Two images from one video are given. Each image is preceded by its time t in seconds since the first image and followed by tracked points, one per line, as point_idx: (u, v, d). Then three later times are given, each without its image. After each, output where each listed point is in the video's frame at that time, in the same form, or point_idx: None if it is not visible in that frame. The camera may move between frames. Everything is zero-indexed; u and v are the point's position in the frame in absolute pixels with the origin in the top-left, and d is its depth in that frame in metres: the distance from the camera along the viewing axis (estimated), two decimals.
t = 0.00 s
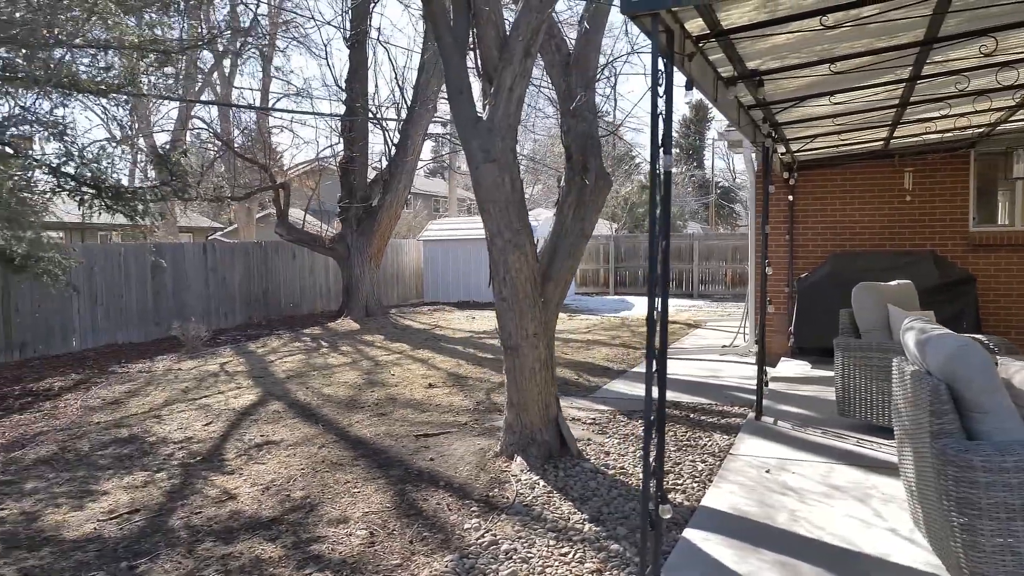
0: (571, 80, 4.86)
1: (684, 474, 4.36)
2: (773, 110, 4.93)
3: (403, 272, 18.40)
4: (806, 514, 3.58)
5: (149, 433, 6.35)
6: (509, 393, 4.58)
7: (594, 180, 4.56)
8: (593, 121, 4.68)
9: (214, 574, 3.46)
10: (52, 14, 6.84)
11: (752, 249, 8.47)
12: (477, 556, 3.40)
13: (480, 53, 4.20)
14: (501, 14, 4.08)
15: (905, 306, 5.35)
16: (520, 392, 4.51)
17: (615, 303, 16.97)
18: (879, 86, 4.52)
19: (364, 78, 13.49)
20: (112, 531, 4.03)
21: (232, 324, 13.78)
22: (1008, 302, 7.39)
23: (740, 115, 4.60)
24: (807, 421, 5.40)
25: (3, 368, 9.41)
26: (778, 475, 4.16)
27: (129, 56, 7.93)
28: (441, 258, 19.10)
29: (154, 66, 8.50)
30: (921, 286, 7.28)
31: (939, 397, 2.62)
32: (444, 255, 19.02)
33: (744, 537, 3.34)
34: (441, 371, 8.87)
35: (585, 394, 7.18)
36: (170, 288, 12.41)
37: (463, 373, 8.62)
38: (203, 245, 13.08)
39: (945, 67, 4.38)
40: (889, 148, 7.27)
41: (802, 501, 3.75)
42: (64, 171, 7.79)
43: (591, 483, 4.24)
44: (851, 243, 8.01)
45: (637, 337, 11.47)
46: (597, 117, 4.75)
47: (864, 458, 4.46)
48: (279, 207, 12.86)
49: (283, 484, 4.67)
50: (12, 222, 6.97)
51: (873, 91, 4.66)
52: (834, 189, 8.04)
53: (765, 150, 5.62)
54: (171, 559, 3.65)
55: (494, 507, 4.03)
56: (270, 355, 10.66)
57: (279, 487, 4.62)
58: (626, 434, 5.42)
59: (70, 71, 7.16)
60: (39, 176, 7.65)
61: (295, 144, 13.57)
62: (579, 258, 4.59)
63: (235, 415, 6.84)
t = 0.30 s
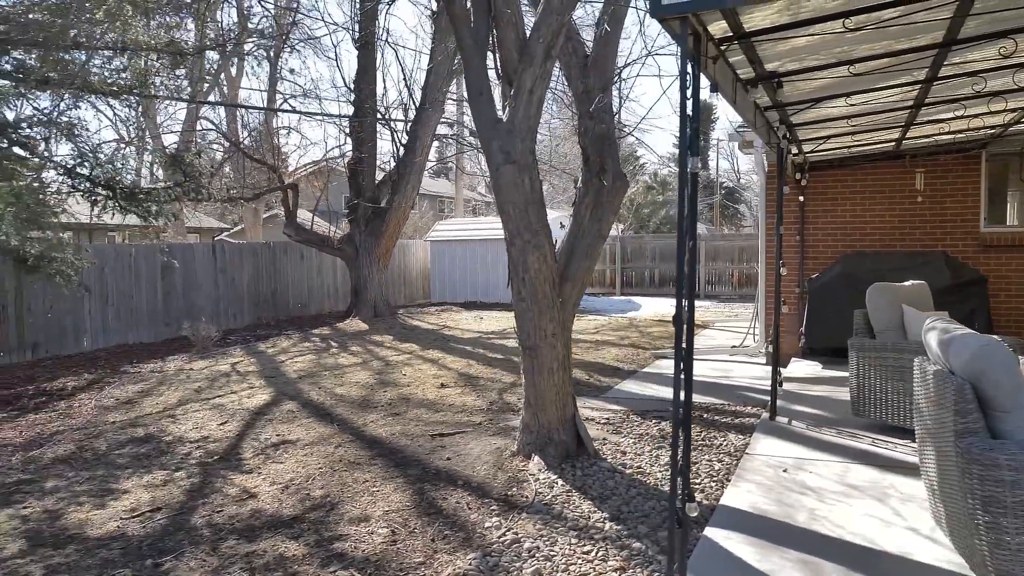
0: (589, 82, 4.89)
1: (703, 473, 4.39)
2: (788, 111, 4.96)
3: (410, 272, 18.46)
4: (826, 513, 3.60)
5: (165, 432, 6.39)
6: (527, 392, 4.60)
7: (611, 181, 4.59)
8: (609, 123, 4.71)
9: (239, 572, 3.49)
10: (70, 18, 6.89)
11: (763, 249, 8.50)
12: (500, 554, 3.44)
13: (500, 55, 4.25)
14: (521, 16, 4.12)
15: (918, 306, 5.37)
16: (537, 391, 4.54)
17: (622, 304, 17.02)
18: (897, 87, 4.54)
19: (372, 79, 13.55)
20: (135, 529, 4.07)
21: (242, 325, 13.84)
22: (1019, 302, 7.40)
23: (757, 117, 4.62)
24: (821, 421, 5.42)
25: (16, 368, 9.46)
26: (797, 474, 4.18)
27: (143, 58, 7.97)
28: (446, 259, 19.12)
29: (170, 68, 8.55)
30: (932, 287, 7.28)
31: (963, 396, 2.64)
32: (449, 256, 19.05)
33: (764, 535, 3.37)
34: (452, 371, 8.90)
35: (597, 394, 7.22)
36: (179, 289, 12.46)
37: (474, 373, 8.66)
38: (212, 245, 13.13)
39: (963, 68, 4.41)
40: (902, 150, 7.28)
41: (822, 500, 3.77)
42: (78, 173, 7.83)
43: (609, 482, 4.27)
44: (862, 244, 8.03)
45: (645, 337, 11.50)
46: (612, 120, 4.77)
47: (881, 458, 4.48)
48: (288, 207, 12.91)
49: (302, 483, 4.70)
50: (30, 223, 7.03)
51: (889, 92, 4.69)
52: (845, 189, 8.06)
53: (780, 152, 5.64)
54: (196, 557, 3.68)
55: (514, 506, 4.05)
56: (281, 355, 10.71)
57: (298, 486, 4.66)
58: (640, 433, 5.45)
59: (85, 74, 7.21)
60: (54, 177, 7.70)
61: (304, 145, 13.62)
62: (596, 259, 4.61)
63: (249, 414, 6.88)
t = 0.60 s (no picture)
0: (609, 83, 4.92)
1: (724, 472, 4.41)
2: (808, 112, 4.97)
3: (421, 272, 18.52)
4: (849, 513, 3.62)
5: (186, 431, 6.46)
6: (548, 392, 4.63)
7: (632, 181, 4.62)
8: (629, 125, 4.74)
9: (269, 569, 3.54)
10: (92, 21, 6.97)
11: (778, 249, 8.50)
12: (525, 552, 3.47)
13: (523, 57, 4.30)
14: (544, 18, 4.18)
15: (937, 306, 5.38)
16: (559, 391, 4.57)
17: (633, 304, 17.04)
18: (917, 88, 4.56)
19: (385, 81, 13.61)
20: (163, 526, 4.12)
21: (256, 325, 13.92)
22: None
23: (777, 118, 4.64)
24: (840, 422, 5.43)
25: (36, 368, 9.55)
26: (818, 474, 4.20)
27: (162, 59, 8.03)
28: (457, 259, 19.16)
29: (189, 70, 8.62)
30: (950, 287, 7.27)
31: (992, 396, 2.66)
32: (461, 256, 19.09)
33: (788, 534, 3.39)
34: (468, 371, 8.93)
35: (613, 394, 7.24)
36: (195, 289, 12.55)
37: (489, 373, 8.70)
38: (227, 246, 13.22)
39: (984, 69, 4.42)
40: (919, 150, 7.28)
41: (844, 500, 3.79)
42: (99, 174, 7.90)
43: (631, 481, 4.29)
44: (878, 244, 8.02)
45: (659, 337, 11.51)
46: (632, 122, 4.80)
47: (902, 458, 4.49)
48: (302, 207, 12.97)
49: (325, 481, 4.75)
50: (52, 224, 7.11)
51: (910, 92, 4.70)
52: (860, 190, 8.06)
53: (798, 152, 5.65)
54: (224, 554, 3.73)
55: (537, 505, 4.08)
56: (296, 355, 10.77)
57: (321, 484, 4.70)
58: (658, 433, 5.47)
59: (106, 76, 7.24)
60: (75, 179, 7.78)
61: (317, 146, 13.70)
62: (617, 259, 4.63)
63: (268, 414, 6.93)
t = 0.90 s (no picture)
0: (632, 83, 4.95)
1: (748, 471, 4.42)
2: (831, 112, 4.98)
3: (437, 272, 18.59)
4: (876, 512, 3.62)
5: (210, 429, 6.53)
6: (571, 391, 4.66)
7: (655, 181, 4.64)
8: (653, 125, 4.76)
9: (300, 564, 3.59)
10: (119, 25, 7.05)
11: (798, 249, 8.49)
12: (553, 549, 3.50)
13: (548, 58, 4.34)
14: (570, 20, 4.24)
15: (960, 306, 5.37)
16: (582, 390, 4.59)
17: (648, 304, 17.07)
18: (942, 87, 4.56)
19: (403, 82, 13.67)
20: (193, 522, 4.18)
21: (274, 324, 14.02)
22: None
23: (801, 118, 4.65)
24: (862, 421, 5.42)
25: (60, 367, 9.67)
26: (843, 473, 4.20)
27: (184, 62, 8.09)
28: (471, 259, 19.21)
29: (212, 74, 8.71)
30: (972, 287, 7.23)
31: None
32: (475, 256, 19.14)
33: (815, 532, 3.40)
34: (486, 370, 8.97)
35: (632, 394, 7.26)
36: (214, 289, 12.66)
37: (508, 372, 8.74)
38: (245, 246, 13.33)
39: (1010, 67, 4.41)
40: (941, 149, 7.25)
41: (870, 499, 3.79)
42: (123, 176, 7.99)
43: (655, 480, 4.31)
44: (898, 243, 8.00)
45: (676, 337, 11.50)
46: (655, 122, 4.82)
47: (926, 458, 4.48)
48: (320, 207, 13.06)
49: (351, 479, 4.80)
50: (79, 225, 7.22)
51: (934, 92, 4.70)
52: (880, 189, 8.04)
53: (820, 152, 5.65)
54: (255, 550, 3.79)
55: (562, 503, 4.11)
56: (315, 354, 10.85)
57: (347, 482, 4.75)
58: (680, 433, 5.48)
59: (132, 80, 7.31)
60: (100, 181, 7.88)
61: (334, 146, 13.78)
62: (640, 259, 4.65)
63: (291, 412, 7.00)
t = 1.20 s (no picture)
0: (656, 83, 4.97)
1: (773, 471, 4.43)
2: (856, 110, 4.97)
3: (455, 272, 18.65)
4: (905, 511, 3.62)
5: (236, 427, 6.61)
6: (596, 389, 4.67)
7: (679, 180, 4.65)
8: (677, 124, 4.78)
9: (330, 559, 3.64)
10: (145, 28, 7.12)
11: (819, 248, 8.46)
12: (581, 546, 3.53)
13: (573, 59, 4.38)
14: (595, 21, 4.26)
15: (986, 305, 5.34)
16: (607, 389, 4.61)
17: (665, 304, 17.10)
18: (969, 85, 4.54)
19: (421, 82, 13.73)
20: (224, 518, 4.24)
21: (294, 324, 14.13)
22: None
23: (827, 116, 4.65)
24: (888, 421, 5.41)
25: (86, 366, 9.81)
26: (870, 472, 4.20)
27: (208, 64, 8.15)
28: (489, 259, 19.26)
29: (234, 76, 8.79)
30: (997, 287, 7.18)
31: None
32: (493, 256, 19.18)
33: (844, 531, 3.41)
34: (507, 370, 9.01)
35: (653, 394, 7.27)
36: (235, 288, 12.79)
37: (528, 372, 8.77)
38: (266, 247, 13.45)
39: None
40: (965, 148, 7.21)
41: (898, 498, 3.79)
42: (149, 176, 8.09)
43: (680, 479, 4.33)
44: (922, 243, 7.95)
45: (695, 337, 11.49)
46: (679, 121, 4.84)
47: (954, 458, 4.46)
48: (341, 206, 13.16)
49: (377, 476, 4.85)
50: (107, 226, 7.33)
51: (961, 90, 4.69)
52: (904, 188, 7.99)
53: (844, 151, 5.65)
54: (286, 545, 3.84)
55: (589, 500, 4.14)
56: (336, 354, 10.93)
57: (374, 479, 4.80)
58: (703, 432, 5.49)
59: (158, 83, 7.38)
60: (127, 182, 7.98)
61: (353, 147, 13.87)
62: (664, 257, 4.66)
63: (315, 410, 7.07)
